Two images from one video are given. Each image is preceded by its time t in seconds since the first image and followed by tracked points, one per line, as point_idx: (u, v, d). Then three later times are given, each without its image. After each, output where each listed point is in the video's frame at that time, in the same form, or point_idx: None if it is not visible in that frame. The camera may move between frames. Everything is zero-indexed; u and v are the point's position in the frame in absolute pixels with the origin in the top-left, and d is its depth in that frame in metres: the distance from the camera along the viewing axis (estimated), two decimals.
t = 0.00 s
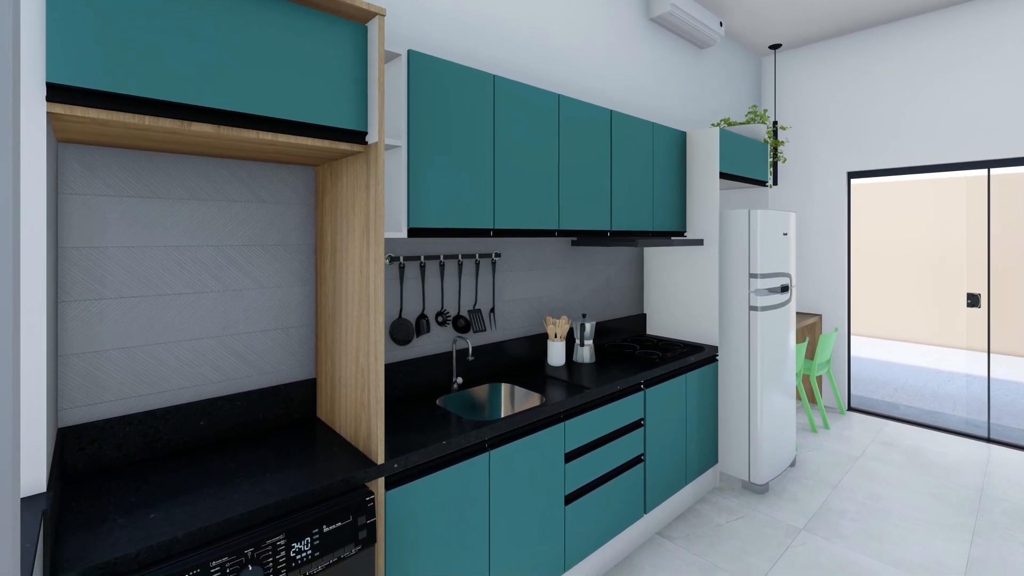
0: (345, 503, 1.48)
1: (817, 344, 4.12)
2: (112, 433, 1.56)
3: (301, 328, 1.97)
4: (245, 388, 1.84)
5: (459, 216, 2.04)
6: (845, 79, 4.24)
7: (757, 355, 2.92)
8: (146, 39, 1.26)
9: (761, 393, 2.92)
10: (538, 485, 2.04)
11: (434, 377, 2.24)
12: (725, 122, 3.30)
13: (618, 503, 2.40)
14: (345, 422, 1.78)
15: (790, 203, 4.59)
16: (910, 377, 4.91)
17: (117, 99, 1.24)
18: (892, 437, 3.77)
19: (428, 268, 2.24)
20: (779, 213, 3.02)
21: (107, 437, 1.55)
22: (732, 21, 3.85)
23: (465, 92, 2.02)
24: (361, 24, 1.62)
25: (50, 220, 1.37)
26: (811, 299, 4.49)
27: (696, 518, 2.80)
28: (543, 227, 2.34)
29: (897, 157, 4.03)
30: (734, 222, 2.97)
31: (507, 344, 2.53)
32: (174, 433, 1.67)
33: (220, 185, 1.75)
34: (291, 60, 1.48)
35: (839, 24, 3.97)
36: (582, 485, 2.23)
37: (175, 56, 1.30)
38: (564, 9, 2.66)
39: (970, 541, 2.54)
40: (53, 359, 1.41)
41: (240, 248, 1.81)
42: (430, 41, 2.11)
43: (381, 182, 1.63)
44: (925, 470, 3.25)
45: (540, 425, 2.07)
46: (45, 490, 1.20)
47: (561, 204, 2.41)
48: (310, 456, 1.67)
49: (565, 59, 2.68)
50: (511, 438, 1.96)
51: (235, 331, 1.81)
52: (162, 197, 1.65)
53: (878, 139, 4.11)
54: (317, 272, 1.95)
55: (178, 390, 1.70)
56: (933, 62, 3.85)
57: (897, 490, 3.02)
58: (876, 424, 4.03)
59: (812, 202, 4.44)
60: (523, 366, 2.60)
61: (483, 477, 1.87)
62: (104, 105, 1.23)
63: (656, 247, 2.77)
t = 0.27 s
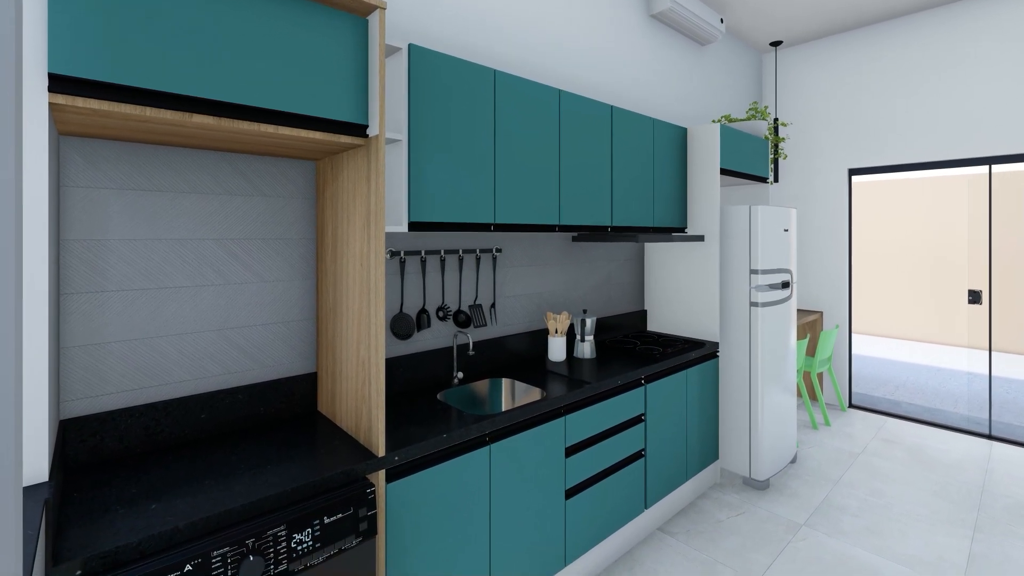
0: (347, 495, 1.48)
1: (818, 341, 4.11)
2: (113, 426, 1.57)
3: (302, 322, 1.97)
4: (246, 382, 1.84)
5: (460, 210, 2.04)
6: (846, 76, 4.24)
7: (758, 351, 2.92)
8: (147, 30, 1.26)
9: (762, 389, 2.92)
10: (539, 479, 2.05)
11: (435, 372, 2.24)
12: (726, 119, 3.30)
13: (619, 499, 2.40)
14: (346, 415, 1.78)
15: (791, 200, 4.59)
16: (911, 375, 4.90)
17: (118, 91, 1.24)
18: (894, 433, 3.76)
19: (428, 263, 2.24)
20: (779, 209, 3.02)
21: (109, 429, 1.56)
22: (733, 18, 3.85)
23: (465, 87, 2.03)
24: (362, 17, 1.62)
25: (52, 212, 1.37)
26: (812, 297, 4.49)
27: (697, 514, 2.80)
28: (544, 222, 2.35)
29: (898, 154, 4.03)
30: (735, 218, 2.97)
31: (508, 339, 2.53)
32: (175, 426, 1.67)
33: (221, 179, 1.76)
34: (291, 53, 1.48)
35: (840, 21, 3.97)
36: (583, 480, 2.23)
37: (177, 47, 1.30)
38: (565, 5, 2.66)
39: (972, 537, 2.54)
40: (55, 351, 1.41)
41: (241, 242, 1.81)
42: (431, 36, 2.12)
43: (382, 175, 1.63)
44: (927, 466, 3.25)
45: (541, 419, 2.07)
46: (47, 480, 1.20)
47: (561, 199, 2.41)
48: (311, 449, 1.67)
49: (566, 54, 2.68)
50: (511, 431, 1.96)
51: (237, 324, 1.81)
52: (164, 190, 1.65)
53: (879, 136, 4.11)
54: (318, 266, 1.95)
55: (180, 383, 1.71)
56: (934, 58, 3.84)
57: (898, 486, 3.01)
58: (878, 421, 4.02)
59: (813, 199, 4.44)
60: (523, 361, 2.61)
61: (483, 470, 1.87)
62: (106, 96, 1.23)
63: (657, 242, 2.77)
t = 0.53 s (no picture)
0: (348, 487, 1.49)
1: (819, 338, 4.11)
2: (115, 418, 1.57)
3: (303, 316, 1.97)
4: (247, 375, 1.85)
5: (460, 205, 2.05)
6: (847, 73, 4.24)
7: (759, 347, 2.92)
8: (148, 22, 1.26)
9: (762, 384, 2.92)
10: (539, 474, 2.05)
11: (435, 367, 2.24)
12: (726, 115, 3.30)
13: (620, 494, 2.40)
14: (347, 408, 1.79)
15: (792, 197, 4.59)
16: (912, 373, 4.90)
17: (120, 82, 1.24)
18: (895, 430, 3.76)
19: (429, 258, 2.25)
20: (780, 205, 3.02)
21: (110, 421, 1.56)
22: (734, 14, 3.85)
23: (466, 81, 2.03)
24: (362, 11, 1.62)
25: (54, 204, 1.37)
26: (812, 294, 4.48)
27: (697, 509, 2.80)
28: (545, 217, 2.35)
29: (899, 151, 4.02)
30: (736, 214, 2.97)
31: (508, 335, 2.54)
32: (176, 418, 1.67)
33: (222, 172, 1.76)
34: (292, 46, 1.48)
35: (841, 17, 3.96)
36: (583, 475, 2.24)
37: (178, 39, 1.30)
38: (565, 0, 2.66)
39: (973, 532, 2.53)
40: (57, 342, 1.42)
41: (242, 236, 1.81)
42: (431, 30, 2.12)
43: (382, 168, 1.63)
44: (928, 462, 3.25)
45: (542, 413, 2.07)
46: (49, 469, 1.21)
47: (562, 194, 2.41)
48: (312, 441, 1.68)
49: (566, 50, 2.68)
50: (512, 425, 1.97)
51: (238, 317, 1.82)
52: (165, 183, 1.66)
53: (880, 133, 4.11)
54: (319, 260, 1.95)
55: (181, 375, 1.71)
56: (935, 55, 3.84)
57: (899, 482, 3.01)
58: (879, 418, 4.02)
59: (814, 196, 4.44)
60: (524, 357, 2.61)
61: (484, 464, 1.87)
62: (107, 88, 1.23)
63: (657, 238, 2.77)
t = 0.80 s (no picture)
0: (348, 479, 1.49)
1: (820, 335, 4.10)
2: (116, 410, 1.57)
3: (304, 310, 1.98)
4: (249, 368, 1.85)
5: (461, 199, 2.05)
6: (848, 70, 4.23)
7: (760, 343, 2.92)
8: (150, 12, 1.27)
9: (763, 381, 2.92)
10: (540, 468, 2.05)
11: (436, 361, 2.25)
12: (727, 111, 3.30)
13: (621, 488, 2.41)
14: (348, 401, 1.79)
15: (793, 194, 4.59)
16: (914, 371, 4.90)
17: (122, 73, 1.25)
18: (896, 427, 3.76)
19: (430, 253, 2.25)
20: (781, 202, 3.02)
21: (112, 413, 1.57)
22: (735, 11, 3.85)
23: (466, 76, 2.03)
24: (362, 4, 1.63)
25: (56, 196, 1.38)
26: (813, 291, 4.48)
27: (698, 505, 2.80)
28: (545, 212, 2.35)
29: (900, 148, 4.02)
30: (737, 210, 2.96)
31: (509, 330, 2.54)
32: (177, 411, 1.68)
33: (223, 166, 1.76)
34: (293, 38, 1.49)
35: (842, 14, 3.96)
36: (584, 470, 2.24)
37: (179, 31, 1.31)
38: None
39: (974, 528, 2.53)
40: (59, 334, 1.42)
41: (243, 229, 1.82)
42: (432, 25, 2.12)
43: (384, 160, 1.63)
44: (929, 459, 3.24)
45: (542, 407, 2.07)
46: (51, 459, 1.21)
47: (562, 190, 2.42)
48: (313, 434, 1.68)
49: (566, 46, 2.68)
50: (513, 419, 1.97)
51: (238, 311, 1.82)
52: (166, 177, 1.66)
53: (881, 130, 4.10)
54: (320, 254, 1.96)
55: (182, 368, 1.71)
56: (936, 52, 3.84)
57: (900, 478, 3.01)
58: (880, 415, 4.02)
59: (815, 193, 4.43)
60: (525, 352, 2.61)
61: (485, 457, 1.87)
62: (109, 78, 1.24)
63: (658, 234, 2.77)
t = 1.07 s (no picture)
0: (349, 471, 1.49)
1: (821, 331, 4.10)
2: (118, 402, 1.58)
3: (305, 304, 1.98)
4: (250, 361, 1.86)
5: (461, 194, 2.05)
6: (849, 67, 4.23)
7: (760, 339, 2.92)
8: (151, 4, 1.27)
9: (764, 376, 2.92)
10: (541, 462, 2.05)
11: (437, 356, 2.25)
12: (728, 107, 3.30)
13: (621, 484, 2.41)
14: (349, 394, 1.79)
15: (794, 191, 4.58)
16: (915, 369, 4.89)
17: (124, 64, 1.25)
18: (897, 424, 3.75)
19: (431, 248, 2.25)
20: (782, 198, 3.02)
21: (113, 405, 1.57)
22: (736, 8, 3.85)
23: (467, 70, 2.03)
24: None
25: (58, 188, 1.38)
26: (814, 288, 4.47)
27: (699, 501, 2.80)
28: (545, 207, 2.35)
29: (900, 145, 4.02)
30: (737, 206, 2.96)
31: (509, 325, 2.54)
32: (178, 404, 1.68)
33: (224, 159, 1.77)
34: (294, 31, 1.49)
35: (843, 10, 3.96)
36: (585, 464, 2.24)
37: (181, 22, 1.31)
38: None
39: (975, 524, 2.53)
40: (60, 326, 1.43)
41: (245, 223, 1.82)
42: (433, 20, 2.12)
43: (385, 153, 1.63)
44: (930, 455, 3.24)
45: (543, 401, 2.07)
46: (54, 448, 1.21)
47: (563, 185, 2.42)
48: (314, 427, 1.69)
49: (567, 41, 2.68)
50: (513, 413, 1.97)
51: (240, 305, 1.82)
52: (168, 170, 1.67)
53: (882, 127, 4.10)
54: (321, 248, 1.96)
55: (183, 361, 1.72)
56: (937, 48, 3.83)
57: (901, 475, 3.01)
58: (881, 412, 4.02)
59: (816, 190, 4.43)
60: (525, 348, 2.61)
61: (486, 451, 1.87)
62: (111, 69, 1.24)
63: (658, 230, 2.77)
